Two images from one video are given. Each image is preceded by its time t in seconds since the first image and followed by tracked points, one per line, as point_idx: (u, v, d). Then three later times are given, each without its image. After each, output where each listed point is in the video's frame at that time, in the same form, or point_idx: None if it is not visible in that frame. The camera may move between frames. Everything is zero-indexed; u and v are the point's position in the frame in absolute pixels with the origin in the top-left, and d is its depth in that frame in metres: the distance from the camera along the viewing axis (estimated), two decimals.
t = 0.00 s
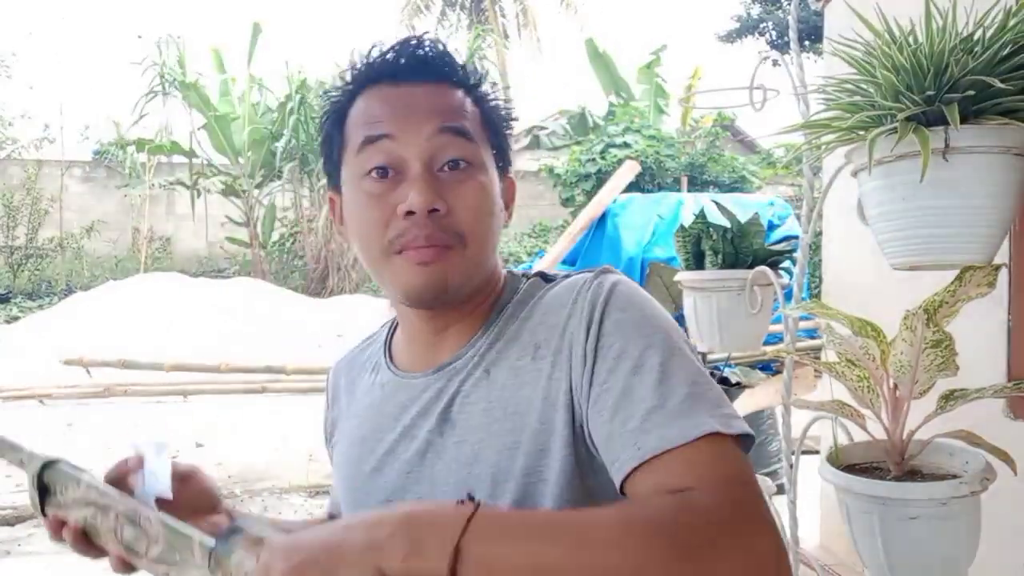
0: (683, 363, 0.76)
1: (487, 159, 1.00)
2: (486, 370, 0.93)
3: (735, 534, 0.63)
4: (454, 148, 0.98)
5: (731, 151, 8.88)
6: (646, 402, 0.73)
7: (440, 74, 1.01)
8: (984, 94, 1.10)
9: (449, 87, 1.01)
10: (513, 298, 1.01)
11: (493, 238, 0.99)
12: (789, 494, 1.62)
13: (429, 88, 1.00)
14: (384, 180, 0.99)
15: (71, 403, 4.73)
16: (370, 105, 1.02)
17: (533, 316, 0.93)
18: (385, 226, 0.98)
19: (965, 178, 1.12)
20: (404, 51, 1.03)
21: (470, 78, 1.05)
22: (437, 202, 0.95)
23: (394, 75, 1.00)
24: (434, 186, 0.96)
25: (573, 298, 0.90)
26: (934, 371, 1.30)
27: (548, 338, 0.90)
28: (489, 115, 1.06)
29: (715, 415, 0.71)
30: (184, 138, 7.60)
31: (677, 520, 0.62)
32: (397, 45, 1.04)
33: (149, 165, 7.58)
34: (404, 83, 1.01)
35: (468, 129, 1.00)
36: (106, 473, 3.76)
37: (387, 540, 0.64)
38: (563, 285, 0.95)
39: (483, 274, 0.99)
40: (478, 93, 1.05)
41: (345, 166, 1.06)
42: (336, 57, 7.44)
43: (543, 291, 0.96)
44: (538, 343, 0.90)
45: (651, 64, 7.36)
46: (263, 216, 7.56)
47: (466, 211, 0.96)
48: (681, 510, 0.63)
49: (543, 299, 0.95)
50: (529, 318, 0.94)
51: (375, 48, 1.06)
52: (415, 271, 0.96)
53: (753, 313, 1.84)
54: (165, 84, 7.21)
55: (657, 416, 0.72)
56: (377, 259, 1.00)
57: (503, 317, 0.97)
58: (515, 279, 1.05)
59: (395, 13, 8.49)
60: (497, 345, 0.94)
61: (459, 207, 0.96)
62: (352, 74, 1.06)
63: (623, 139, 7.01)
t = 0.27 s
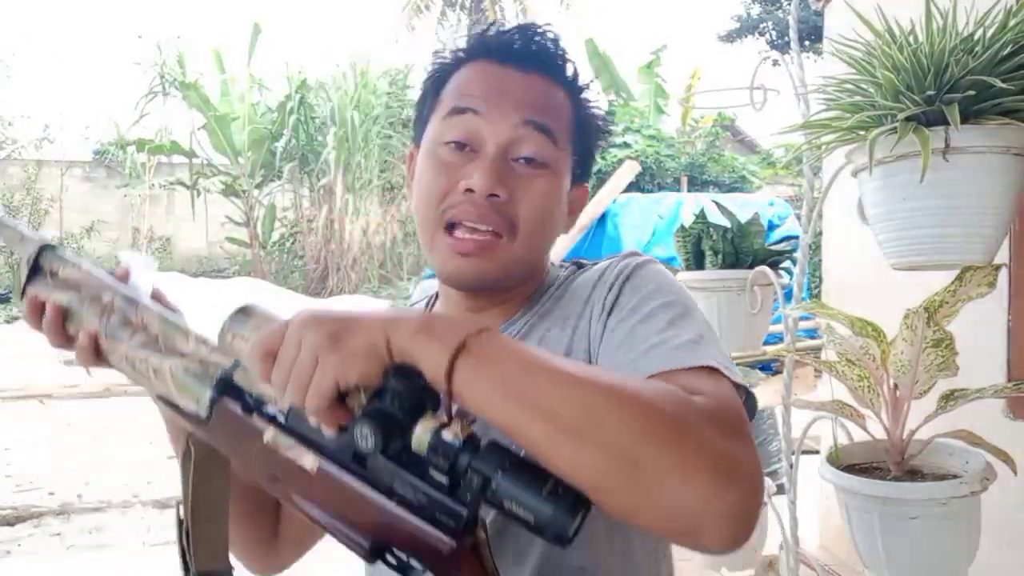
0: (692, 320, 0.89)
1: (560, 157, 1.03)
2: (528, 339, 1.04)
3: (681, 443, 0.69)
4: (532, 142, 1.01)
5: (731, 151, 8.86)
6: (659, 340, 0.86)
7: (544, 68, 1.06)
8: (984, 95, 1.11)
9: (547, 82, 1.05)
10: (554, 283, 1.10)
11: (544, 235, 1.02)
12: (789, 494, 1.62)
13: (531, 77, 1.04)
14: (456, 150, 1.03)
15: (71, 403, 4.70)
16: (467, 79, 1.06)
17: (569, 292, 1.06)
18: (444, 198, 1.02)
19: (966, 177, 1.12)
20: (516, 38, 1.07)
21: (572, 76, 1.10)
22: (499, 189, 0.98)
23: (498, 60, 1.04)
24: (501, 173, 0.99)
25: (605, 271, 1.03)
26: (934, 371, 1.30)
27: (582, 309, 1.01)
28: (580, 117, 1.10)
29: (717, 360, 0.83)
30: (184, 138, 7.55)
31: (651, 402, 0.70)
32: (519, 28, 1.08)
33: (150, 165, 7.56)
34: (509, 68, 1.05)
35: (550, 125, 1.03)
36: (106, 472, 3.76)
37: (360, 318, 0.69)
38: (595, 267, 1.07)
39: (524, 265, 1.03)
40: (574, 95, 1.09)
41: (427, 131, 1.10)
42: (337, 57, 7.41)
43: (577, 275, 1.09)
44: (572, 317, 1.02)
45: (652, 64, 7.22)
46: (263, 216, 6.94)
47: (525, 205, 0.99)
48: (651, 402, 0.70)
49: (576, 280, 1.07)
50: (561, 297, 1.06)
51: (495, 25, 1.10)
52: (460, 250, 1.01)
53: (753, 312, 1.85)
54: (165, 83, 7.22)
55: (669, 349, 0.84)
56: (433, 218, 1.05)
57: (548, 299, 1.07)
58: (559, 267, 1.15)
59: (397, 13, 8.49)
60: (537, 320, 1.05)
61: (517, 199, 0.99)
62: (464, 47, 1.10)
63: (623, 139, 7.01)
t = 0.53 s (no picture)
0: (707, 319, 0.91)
1: (622, 164, 1.05)
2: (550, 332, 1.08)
3: (636, 383, 0.70)
4: (601, 144, 1.02)
5: (731, 151, 8.84)
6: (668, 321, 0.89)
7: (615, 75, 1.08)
8: (985, 95, 1.11)
9: (616, 91, 1.07)
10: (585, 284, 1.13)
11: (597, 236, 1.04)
12: (789, 494, 1.62)
13: (604, 83, 1.06)
14: (523, 144, 1.02)
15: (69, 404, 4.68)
16: (539, 75, 1.07)
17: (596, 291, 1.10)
18: (505, 189, 1.02)
19: (966, 177, 1.12)
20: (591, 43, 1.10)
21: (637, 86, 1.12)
22: (565, 186, 0.99)
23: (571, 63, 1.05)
24: (568, 170, 0.99)
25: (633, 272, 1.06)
26: (934, 371, 1.31)
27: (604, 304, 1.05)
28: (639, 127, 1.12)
29: (711, 349, 0.85)
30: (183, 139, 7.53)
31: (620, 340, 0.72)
32: (594, 35, 1.11)
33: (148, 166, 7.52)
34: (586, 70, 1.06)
35: (619, 132, 1.04)
36: (106, 473, 3.76)
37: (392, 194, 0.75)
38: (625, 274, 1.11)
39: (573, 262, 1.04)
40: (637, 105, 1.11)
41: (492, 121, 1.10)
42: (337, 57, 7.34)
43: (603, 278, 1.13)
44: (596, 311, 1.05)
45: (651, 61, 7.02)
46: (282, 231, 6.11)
47: (587, 205, 1.00)
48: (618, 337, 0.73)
49: (603, 284, 1.10)
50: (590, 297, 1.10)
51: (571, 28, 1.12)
52: (518, 239, 1.00)
53: (753, 313, 1.84)
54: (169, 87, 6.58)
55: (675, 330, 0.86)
56: (488, 207, 1.04)
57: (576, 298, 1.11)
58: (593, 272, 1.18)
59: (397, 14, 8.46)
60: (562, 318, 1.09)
61: (582, 197, 1.00)
62: (537, 45, 1.12)
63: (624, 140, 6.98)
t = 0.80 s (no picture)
0: (709, 374, 0.86)
1: (631, 171, 1.04)
2: (554, 341, 1.05)
3: (608, 494, 0.69)
4: (607, 152, 1.01)
5: (731, 151, 8.85)
6: (661, 378, 0.85)
7: (627, 80, 1.07)
8: (984, 95, 1.11)
9: (626, 96, 1.06)
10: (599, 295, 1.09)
11: (607, 246, 1.03)
12: (789, 494, 1.62)
13: (614, 89, 1.05)
14: (531, 152, 1.02)
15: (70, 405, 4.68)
16: (550, 81, 1.06)
17: (610, 304, 1.06)
18: (513, 199, 1.02)
19: (966, 178, 1.12)
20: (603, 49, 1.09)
21: (651, 89, 1.11)
22: (570, 195, 0.98)
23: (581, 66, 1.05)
24: (574, 179, 0.99)
25: (651, 296, 1.00)
26: (934, 371, 1.31)
27: (615, 321, 1.01)
28: (653, 132, 1.12)
29: (706, 424, 0.82)
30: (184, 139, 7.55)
31: (594, 443, 0.70)
32: (608, 39, 1.10)
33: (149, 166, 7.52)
34: (597, 76, 1.06)
35: (627, 139, 1.03)
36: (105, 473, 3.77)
37: (396, 247, 0.73)
38: (645, 292, 1.06)
39: (585, 273, 1.03)
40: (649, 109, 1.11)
41: (503, 128, 1.10)
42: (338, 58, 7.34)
43: (622, 293, 1.08)
44: (604, 327, 1.01)
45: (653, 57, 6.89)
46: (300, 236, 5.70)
47: (594, 214, 0.99)
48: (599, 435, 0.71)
49: (620, 299, 1.06)
50: (604, 307, 1.06)
51: (585, 33, 1.11)
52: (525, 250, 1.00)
53: (753, 312, 1.84)
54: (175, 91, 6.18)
55: (663, 391, 0.83)
56: (497, 216, 1.04)
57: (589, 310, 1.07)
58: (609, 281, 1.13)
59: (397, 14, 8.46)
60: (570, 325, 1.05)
61: (588, 207, 0.99)
62: (550, 50, 1.11)
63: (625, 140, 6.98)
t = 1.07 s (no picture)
0: (715, 433, 0.84)
1: (632, 171, 1.04)
2: (555, 358, 1.00)
3: None
4: (605, 153, 1.01)
5: (730, 151, 8.84)
6: (660, 445, 0.82)
7: (628, 76, 1.06)
8: (984, 94, 1.11)
9: (628, 93, 1.05)
10: (603, 302, 1.05)
11: (608, 247, 1.03)
12: (789, 494, 1.62)
13: (614, 86, 1.04)
14: (528, 152, 1.03)
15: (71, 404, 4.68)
16: (548, 80, 1.06)
17: (620, 324, 1.00)
18: (510, 201, 1.02)
19: (966, 178, 1.12)
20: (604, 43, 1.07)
21: (654, 83, 1.10)
22: (567, 198, 0.98)
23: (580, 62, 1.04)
24: (570, 181, 0.99)
25: (664, 324, 0.95)
26: (934, 371, 1.31)
27: (624, 350, 0.95)
28: (655, 127, 1.11)
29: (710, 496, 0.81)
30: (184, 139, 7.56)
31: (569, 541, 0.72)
32: (609, 32, 1.08)
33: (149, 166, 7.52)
34: (598, 74, 1.05)
35: (626, 138, 1.03)
36: (105, 473, 3.77)
37: (395, 355, 0.74)
38: (659, 308, 1.00)
39: (585, 276, 1.03)
40: (652, 104, 1.10)
41: (501, 126, 1.10)
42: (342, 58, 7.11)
43: (634, 309, 1.02)
44: (613, 353, 0.96)
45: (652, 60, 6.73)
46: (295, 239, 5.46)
47: (591, 215, 1.00)
48: (603, 538, 0.73)
49: (631, 314, 1.01)
50: (614, 324, 1.00)
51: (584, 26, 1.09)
52: (521, 252, 1.01)
53: (753, 312, 1.85)
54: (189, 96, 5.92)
55: (660, 461, 0.80)
56: (494, 216, 1.04)
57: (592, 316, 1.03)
58: (612, 287, 1.09)
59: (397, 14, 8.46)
60: (575, 339, 1.01)
61: (585, 209, 0.99)
62: (549, 45, 1.10)
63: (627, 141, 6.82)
